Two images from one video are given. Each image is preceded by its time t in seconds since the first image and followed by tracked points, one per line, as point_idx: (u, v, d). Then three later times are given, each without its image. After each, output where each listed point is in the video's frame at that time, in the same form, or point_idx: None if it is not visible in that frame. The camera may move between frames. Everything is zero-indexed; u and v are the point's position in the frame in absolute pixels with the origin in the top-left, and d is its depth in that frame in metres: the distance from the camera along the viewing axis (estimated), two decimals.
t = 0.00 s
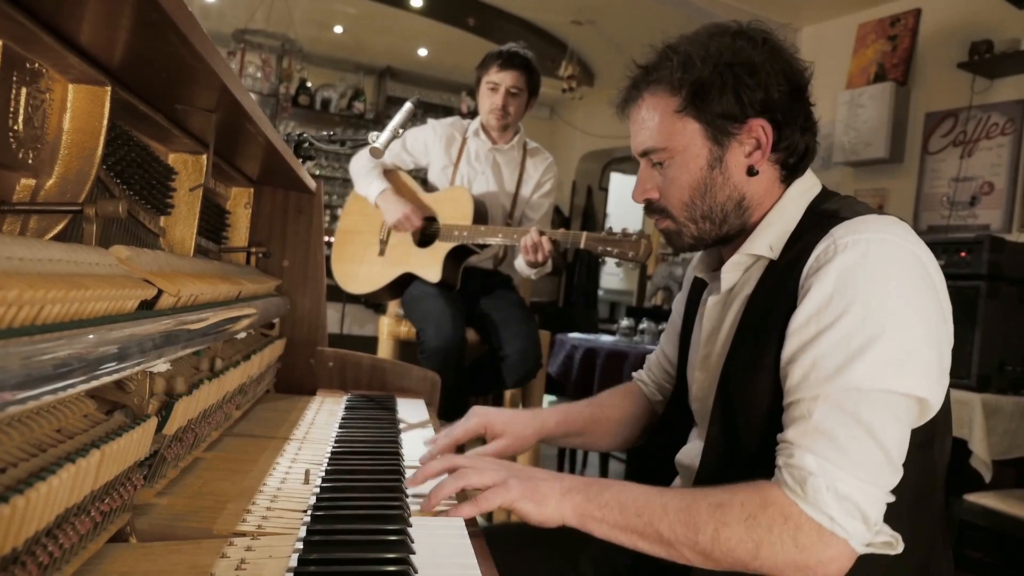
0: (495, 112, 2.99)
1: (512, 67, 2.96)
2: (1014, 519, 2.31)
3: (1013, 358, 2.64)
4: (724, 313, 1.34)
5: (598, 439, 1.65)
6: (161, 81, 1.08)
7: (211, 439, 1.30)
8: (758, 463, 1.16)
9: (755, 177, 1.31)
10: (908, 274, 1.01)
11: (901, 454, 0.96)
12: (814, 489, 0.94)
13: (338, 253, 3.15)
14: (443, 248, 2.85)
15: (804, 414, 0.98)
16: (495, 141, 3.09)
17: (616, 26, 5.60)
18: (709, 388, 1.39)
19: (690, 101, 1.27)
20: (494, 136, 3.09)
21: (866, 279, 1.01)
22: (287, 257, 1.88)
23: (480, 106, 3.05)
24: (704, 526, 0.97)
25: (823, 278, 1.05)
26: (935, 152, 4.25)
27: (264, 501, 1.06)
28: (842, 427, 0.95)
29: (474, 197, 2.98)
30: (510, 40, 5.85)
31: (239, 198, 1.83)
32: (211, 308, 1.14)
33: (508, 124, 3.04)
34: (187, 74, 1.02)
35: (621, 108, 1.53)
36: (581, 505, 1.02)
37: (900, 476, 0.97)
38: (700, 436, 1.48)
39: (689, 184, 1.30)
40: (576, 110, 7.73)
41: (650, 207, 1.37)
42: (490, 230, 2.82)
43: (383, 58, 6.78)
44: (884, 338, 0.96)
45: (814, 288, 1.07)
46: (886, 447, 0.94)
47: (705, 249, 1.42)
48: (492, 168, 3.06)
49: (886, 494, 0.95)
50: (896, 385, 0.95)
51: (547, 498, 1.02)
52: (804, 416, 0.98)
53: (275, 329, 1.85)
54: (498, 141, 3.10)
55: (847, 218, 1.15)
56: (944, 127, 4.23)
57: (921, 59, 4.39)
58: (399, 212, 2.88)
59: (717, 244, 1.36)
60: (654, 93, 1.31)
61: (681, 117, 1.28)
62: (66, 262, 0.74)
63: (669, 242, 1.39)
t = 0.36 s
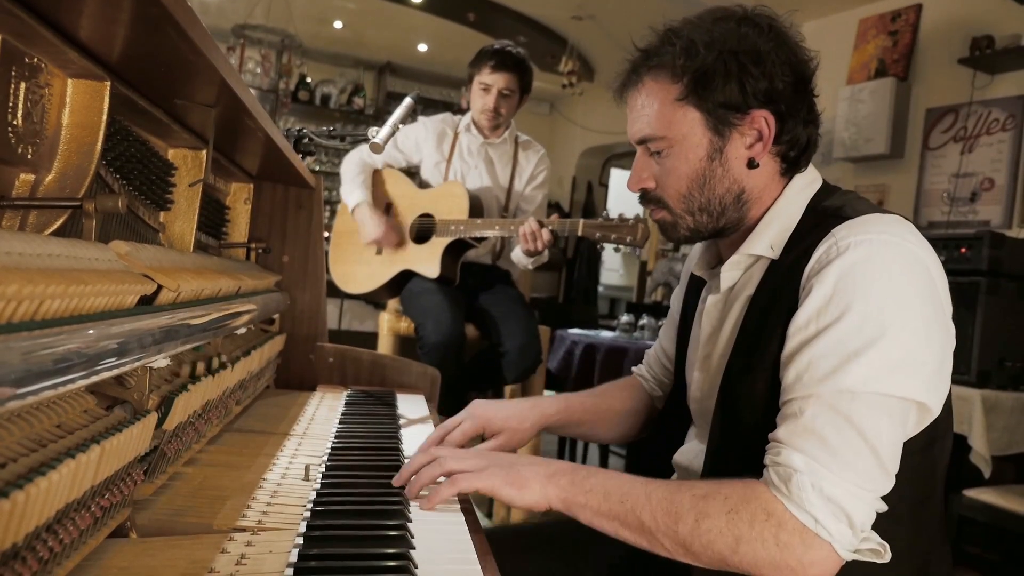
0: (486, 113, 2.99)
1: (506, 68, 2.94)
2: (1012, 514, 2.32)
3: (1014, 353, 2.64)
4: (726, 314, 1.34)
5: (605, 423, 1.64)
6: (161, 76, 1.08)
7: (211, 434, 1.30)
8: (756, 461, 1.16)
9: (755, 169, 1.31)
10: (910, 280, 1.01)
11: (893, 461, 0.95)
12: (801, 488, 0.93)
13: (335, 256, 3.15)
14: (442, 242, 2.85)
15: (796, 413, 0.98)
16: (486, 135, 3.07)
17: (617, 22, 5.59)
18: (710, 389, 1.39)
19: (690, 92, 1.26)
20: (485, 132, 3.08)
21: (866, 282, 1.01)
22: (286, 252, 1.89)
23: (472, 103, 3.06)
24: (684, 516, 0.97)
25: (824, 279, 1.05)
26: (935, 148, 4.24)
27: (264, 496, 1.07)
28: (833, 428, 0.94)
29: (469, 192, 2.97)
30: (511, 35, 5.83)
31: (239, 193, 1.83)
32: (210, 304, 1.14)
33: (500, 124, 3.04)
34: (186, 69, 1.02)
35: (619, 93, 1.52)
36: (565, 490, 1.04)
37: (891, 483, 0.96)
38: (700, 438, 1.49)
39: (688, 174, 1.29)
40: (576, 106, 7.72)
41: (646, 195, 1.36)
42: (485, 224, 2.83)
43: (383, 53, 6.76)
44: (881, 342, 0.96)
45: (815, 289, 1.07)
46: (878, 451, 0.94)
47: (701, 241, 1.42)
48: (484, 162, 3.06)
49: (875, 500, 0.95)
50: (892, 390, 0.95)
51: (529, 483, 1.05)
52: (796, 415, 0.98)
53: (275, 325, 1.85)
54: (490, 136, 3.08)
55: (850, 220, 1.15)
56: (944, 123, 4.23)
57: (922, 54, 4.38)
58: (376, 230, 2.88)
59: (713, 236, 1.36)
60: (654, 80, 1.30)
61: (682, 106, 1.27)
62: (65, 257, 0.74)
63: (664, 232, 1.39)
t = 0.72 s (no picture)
0: (471, 107, 2.98)
1: (483, 60, 2.95)
2: (1010, 513, 2.33)
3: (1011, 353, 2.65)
4: (727, 308, 1.34)
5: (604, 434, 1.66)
6: (158, 74, 1.07)
7: (209, 432, 1.30)
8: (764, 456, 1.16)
9: (757, 160, 1.31)
10: (910, 266, 1.02)
11: (904, 444, 0.96)
12: (815, 476, 0.94)
13: (330, 259, 3.18)
14: (436, 241, 2.86)
15: (804, 403, 0.98)
16: (474, 133, 3.06)
17: (615, 20, 5.58)
18: (711, 383, 1.39)
19: (695, 80, 1.27)
20: (473, 129, 3.06)
21: (868, 270, 1.01)
22: (284, 251, 1.89)
23: (456, 100, 3.04)
24: (699, 514, 0.98)
25: (823, 268, 1.05)
26: (933, 147, 4.25)
27: (262, 495, 1.06)
28: (844, 415, 0.95)
29: (461, 189, 2.98)
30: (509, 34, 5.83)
31: (236, 192, 1.83)
32: (208, 302, 1.14)
33: (486, 117, 3.02)
34: (183, 66, 1.02)
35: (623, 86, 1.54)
36: (576, 493, 1.04)
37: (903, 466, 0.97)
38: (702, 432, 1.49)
39: (692, 163, 1.29)
40: (574, 104, 7.72)
41: (647, 186, 1.35)
42: (479, 219, 2.81)
43: (381, 52, 6.75)
44: (885, 327, 0.97)
45: (815, 278, 1.06)
46: (889, 435, 0.94)
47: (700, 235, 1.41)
48: (474, 159, 3.05)
49: (888, 484, 0.96)
50: (899, 374, 0.96)
51: (539, 487, 1.05)
52: (805, 404, 0.98)
53: (272, 323, 1.86)
54: (478, 133, 3.06)
55: (846, 210, 1.15)
56: (942, 122, 4.23)
57: (920, 53, 4.39)
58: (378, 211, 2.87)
59: (713, 229, 1.36)
60: (660, 69, 1.30)
61: (686, 95, 1.27)
62: (64, 255, 0.74)
63: (665, 224, 1.38)
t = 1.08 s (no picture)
0: (476, 105, 2.99)
1: (490, 58, 2.94)
2: (1007, 512, 2.33)
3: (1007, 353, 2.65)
4: (722, 305, 1.34)
5: (595, 424, 1.66)
6: (155, 73, 1.07)
7: (207, 432, 1.30)
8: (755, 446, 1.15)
9: (752, 161, 1.32)
10: (898, 258, 1.02)
11: (889, 432, 0.96)
12: (801, 460, 0.94)
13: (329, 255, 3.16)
14: (435, 241, 2.85)
15: (791, 390, 0.99)
16: (478, 131, 3.06)
17: (613, 20, 5.58)
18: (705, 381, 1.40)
19: (693, 82, 1.28)
20: (477, 127, 3.06)
21: (857, 260, 1.02)
22: (281, 250, 1.89)
23: (461, 97, 3.04)
24: (686, 498, 0.98)
25: (813, 258, 1.06)
26: (930, 147, 4.25)
27: (259, 495, 1.06)
28: (830, 401, 0.95)
29: (462, 189, 2.97)
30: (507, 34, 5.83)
31: (233, 192, 1.84)
32: (205, 301, 1.14)
33: (491, 116, 3.04)
34: (179, 65, 1.02)
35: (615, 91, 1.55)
36: (565, 485, 1.02)
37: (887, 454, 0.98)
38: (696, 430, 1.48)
39: (690, 165, 1.29)
40: (572, 104, 7.72)
41: (644, 191, 1.35)
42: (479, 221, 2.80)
43: (378, 51, 6.75)
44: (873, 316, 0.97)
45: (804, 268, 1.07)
46: (874, 422, 0.95)
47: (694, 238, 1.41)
48: (477, 159, 3.05)
49: (873, 471, 0.96)
50: (886, 362, 0.96)
51: (532, 480, 1.02)
52: (792, 392, 0.98)
53: (270, 323, 1.86)
54: (481, 132, 3.07)
55: (837, 205, 1.16)
56: (939, 122, 4.24)
57: (916, 53, 4.39)
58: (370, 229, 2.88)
59: (709, 231, 1.36)
60: (654, 74, 1.31)
61: (683, 97, 1.28)
62: (60, 255, 0.73)
63: (662, 228, 1.37)
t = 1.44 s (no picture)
0: (490, 110, 2.98)
1: (512, 67, 2.95)
2: (1003, 513, 2.33)
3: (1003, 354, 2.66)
4: (731, 306, 1.34)
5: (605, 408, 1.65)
6: (152, 73, 1.07)
7: (203, 433, 1.29)
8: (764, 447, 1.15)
9: (761, 149, 1.33)
10: (919, 269, 1.04)
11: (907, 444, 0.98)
12: (827, 474, 0.94)
13: (330, 249, 3.13)
14: (436, 241, 2.87)
15: (813, 400, 0.99)
16: (485, 135, 3.05)
17: (611, 21, 5.59)
18: (710, 381, 1.40)
19: (698, 69, 1.29)
20: (485, 131, 3.05)
21: (881, 270, 1.02)
22: (278, 251, 1.89)
23: (475, 101, 3.03)
24: (711, 505, 0.95)
25: (835, 267, 1.06)
26: (927, 148, 4.26)
27: (256, 496, 1.06)
28: (854, 413, 0.96)
29: (465, 191, 2.98)
30: (504, 34, 5.83)
31: (231, 192, 1.82)
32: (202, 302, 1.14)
33: (502, 123, 3.03)
34: (176, 65, 1.01)
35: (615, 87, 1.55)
36: (581, 475, 0.99)
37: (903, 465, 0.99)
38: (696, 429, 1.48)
39: (700, 153, 1.29)
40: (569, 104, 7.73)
41: (653, 183, 1.34)
42: (480, 224, 2.84)
43: (376, 51, 6.74)
44: (896, 328, 0.98)
45: (825, 277, 1.07)
46: (896, 434, 0.96)
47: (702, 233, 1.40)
48: (482, 162, 3.06)
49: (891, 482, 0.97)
50: (908, 374, 0.97)
51: (543, 472, 0.98)
52: (812, 403, 0.98)
53: (267, 324, 1.85)
54: (489, 136, 3.06)
55: (851, 211, 1.17)
56: (936, 123, 4.25)
57: (913, 54, 4.41)
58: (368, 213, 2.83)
59: (719, 223, 1.35)
60: (659, 65, 1.32)
61: (690, 86, 1.29)
62: (57, 255, 0.73)
63: (672, 220, 1.36)
